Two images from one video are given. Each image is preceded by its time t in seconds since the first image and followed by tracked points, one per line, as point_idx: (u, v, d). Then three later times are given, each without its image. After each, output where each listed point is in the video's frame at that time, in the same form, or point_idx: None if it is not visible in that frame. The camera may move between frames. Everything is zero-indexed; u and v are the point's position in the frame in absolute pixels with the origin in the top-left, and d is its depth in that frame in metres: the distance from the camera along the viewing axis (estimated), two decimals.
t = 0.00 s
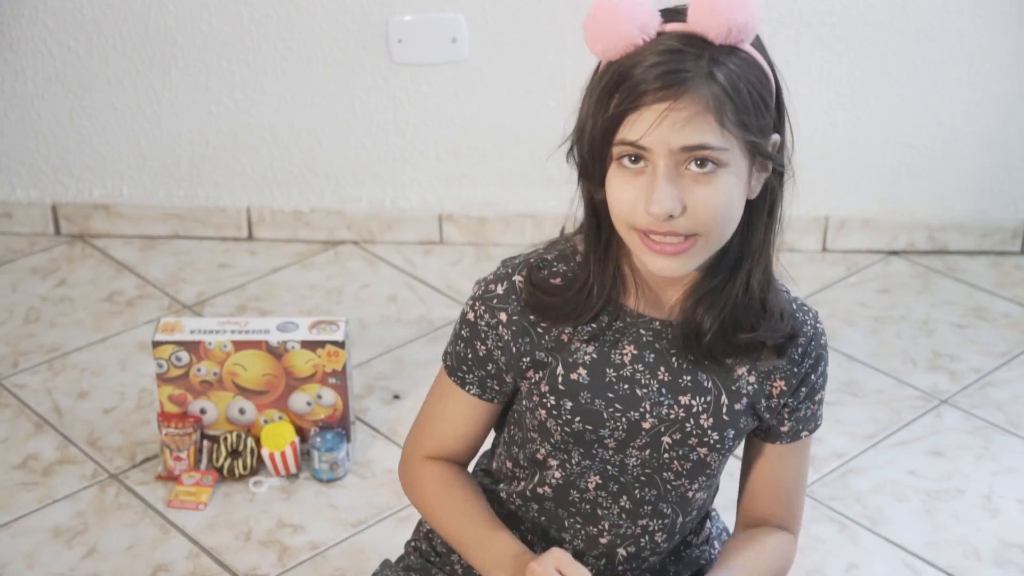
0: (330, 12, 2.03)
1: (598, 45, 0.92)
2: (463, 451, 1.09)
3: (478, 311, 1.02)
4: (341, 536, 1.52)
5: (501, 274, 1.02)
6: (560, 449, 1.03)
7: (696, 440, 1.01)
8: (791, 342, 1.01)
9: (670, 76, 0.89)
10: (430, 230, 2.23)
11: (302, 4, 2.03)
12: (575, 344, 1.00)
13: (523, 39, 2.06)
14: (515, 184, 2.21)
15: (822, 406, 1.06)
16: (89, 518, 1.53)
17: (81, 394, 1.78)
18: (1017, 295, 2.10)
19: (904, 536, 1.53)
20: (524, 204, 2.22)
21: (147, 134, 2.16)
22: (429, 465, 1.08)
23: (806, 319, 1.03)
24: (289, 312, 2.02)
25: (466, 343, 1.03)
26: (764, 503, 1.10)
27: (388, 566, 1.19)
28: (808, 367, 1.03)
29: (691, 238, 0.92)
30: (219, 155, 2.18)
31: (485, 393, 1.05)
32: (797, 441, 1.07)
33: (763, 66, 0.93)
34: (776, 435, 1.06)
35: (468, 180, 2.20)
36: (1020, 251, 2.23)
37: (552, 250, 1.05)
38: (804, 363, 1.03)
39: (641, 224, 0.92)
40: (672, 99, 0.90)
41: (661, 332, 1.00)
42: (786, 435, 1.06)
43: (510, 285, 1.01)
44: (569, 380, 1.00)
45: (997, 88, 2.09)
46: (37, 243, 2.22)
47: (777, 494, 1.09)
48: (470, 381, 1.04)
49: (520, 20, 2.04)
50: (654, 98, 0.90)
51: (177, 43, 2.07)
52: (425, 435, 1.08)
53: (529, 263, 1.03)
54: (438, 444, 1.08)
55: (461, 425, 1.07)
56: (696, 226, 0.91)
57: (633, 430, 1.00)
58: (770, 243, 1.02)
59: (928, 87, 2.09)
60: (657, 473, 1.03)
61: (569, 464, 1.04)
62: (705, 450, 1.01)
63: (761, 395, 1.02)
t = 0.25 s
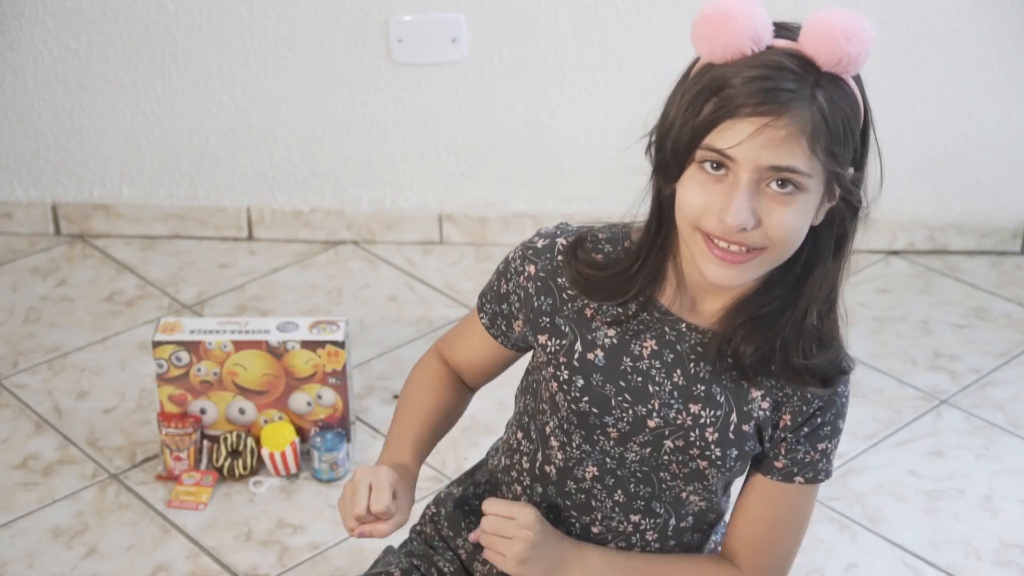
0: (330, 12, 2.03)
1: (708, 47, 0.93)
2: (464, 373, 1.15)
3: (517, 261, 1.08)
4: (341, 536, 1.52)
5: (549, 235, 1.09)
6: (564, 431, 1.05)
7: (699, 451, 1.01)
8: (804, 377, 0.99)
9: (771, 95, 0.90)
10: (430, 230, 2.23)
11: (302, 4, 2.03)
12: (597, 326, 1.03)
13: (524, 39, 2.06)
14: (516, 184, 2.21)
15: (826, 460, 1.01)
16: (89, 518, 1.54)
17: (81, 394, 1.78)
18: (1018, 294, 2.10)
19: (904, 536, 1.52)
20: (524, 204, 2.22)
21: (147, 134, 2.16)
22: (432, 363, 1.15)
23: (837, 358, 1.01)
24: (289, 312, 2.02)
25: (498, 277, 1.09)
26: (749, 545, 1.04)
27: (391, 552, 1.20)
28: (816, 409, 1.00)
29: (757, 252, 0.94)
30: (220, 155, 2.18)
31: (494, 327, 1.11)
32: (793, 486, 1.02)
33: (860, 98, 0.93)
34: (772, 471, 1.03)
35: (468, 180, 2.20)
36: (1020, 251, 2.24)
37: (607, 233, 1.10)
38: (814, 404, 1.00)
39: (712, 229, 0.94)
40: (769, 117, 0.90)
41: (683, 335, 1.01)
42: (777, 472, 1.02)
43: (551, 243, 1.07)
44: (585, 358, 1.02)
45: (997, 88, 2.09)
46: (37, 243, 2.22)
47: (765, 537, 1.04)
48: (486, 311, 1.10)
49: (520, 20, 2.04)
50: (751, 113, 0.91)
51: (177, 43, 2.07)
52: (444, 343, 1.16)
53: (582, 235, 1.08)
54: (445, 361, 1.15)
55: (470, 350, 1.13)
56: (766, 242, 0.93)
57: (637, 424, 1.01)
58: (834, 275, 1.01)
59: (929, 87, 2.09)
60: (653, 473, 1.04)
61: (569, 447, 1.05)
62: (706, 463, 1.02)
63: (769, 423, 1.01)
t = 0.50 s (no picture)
0: (330, 12, 2.03)
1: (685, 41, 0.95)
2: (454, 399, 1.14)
3: (502, 275, 1.08)
4: (341, 536, 1.52)
5: (530, 247, 1.09)
6: (565, 439, 1.06)
7: (702, 445, 1.03)
8: (805, 362, 1.01)
9: (750, 84, 0.92)
10: (430, 230, 2.23)
11: (302, 5, 2.03)
12: (588, 333, 1.04)
13: (523, 39, 2.06)
14: (516, 184, 2.21)
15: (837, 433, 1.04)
16: (89, 518, 1.54)
17: (81, 394, 1.78)
18: (1018, 295, 2.10)
19: (904, 536, 1.52)
20: (524, 204, 2.22)
21: (147, 135, 2.16)
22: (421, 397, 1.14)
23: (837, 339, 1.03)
24: (289, 312, 2.02)
25: (483, 296, 1.09)
26: (790, 527, 1.07)
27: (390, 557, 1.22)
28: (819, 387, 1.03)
29: (741, 244, 0.95)
30: (220, 155, 2.18)
31: (485, 347, 1.10)
32: (813, 464, 1.05)
33: (836, 86, 0.95)
34: (791, 455, 1.05)
35: (467, 180, 2.20)
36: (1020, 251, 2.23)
37: (586, 237, 1.10)
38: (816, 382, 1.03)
39: (696, 222, 0.95)
40: (748, 107, 0.92)
41: (675, 332, 1.03)
42: (795, 454, 1.05)
43: (534, 256, 1.07)
44: (580, 366, 1.04)
45: (997, 89, 2.09)
46: (37, 243, 2.22)
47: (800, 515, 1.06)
48: (475, 331, 1.10)
49: (520, 20, 2.04)
50: (731, 103, 0.92)
51: (177, 43, 2.07)
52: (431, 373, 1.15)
53: (563, 243, 1.08)
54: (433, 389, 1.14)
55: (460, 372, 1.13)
56: (750, 233, 0.94)
57: (638, 426, 1.03)
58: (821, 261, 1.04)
59: (928, 87, 2.09)
60: (659, 473, 1.06)
61: (572, 454, 1.06)
62: (710, 455, 1.04)
63: (772, 408, 1.03)
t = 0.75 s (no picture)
0: (330, 12, 2.03)
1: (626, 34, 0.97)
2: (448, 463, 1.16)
3: (463, 303, 1.09)
4: (341, 536, 1.52)
5: (487, 268, 1.10)
6: (542, 447, 1.09)
7: (676, 440, 1.06)
8: (768, 353, 1.05)
9: (690, 71, 0.94)
10: (430, 230, 2.23)
11: (302, 4, 2.03)
12: (553, 343, 1.06)
13: (523, 39, 2.06)
14: (515, 184, 2.21)
15: (807, 416, 1.08)
16: (89, 518, 1.54)
17: (81, 394, 1.78)
18: (1018, 294, 2.10)
19: (905, 536, 1.52)
20: (524, 204, 2.22)
21: (147, 135, 2.16)
22: (416, 476, 1.16)
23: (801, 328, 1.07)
24: (289, 312, 2.02)
25: (453, 337, 1.10)
26: (770, 522, 1.13)
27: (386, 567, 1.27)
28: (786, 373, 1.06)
29: (687, 232, 0.97)
30: (220, 155, 2.18)
31: (473, 389, 1.12)
32: (789, 451, 1.09)
33: (777, 74, 0.98)
34: (767, 444, 1.09)
35: (467, 180, 2.20)
36: (1020, 251, 2.23)
37: (539, 247, 1.12)
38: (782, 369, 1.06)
39: (641, 212, 0.97)
40: (689, 95, 0.94)
41: (638, 332, 1.05)
42: (769, 443, 1.09)
43: (493, 279, 1.09)
44: (548, 377, 1.06)
45: (997, 89, 2.09)
46: (37, 243, 2.22)
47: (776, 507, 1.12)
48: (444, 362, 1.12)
49: (520, 20, 2.04)
50: (671, 91, 0.95)
51: (177, 43, 2.07)
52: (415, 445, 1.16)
53: (514, 258, 1.10)
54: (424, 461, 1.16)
55: (444, 433, 1.15)
56: (695, 221, 0.96)
57: (611, 428, 1.05)
58: (769, 249, 1.07)
59: (928, 87, 2.09)
60: (638, 473, 1.08)
61: (550, 460, 1.09)
62: (686, 450, 1.06)
63: (742, 398, 1.06)
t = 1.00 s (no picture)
0: (330, 12, 2.04)
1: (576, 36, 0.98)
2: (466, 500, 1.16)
3: (440, 330, 1.10)
4: (341, 536, 1.52)
5: (456, 292, 1.10)
6: (528, 457, 1.10)
7: (660, 441, 1.06)
8: (743, 349, 1.05)
9: (643, 65, 0.96)
10: (430, 230, 2.23)
11: (302, 4, 2.03)
12: (529, 356, 1.07)
13: (523, 39, 2.06)
14: (515, 184, 2.21)
15: (786, 408, 1.08)
16: (89, 518, 1.54)
17: (81, 394, 1.78)
18: (1019, 294, 2.09)
19: (905, 536, 1.52)
20: (524, 204, 2.22)
21: (147, 135, 2.17)
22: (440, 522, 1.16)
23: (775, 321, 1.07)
24: (289, 312, 2.02)
25: (439, 368, 1.11)
26: (752, 519, 1.12)
27: (387, 566, 1.27)
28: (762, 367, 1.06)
29: (655, 228, 0.98)
30: (220, 155, 2.18)
31: (471, 416, 1.12)
32: (769, 444, 1.09)
33: (726, 64, 1.00)
34: (747, 438, 1.09)
35: (467, 180, 2.20)
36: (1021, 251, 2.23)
37: (504, 262, 1.12)
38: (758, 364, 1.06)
39: (608, 211, 0.98)
40: (645, 89, 0.96)
41: (613, 338, 1.06)
42: (749, 437, 1.09)
43: (464, 303, 1.09)
44: (526, 391, 1.07)
45: (997, 88, 2.09)
46: (37, 243, 2.22)
47: (755, 504, 1.12)
48: (429, 386, 1.13)
49: (520, 20, 2.04)
50: (627, 87, 0.96)
51: (177, 43, 2.07)
52: (430, 493, 1.16)
53: (481, 277, 1.10)
54: (443, 504, 1.16)
55: (453, 470, 1.15)
56: (663, 214, 0.98)
57: (594, 435, 1.06)
58: (731, 245, 1.08)
59: (928, 87, 2.09)
60: (626, 477, 1.09)
61: (537, 468, 1.10)
62: (671, 450, 1.07)
63: (721, 394, 1.06)
